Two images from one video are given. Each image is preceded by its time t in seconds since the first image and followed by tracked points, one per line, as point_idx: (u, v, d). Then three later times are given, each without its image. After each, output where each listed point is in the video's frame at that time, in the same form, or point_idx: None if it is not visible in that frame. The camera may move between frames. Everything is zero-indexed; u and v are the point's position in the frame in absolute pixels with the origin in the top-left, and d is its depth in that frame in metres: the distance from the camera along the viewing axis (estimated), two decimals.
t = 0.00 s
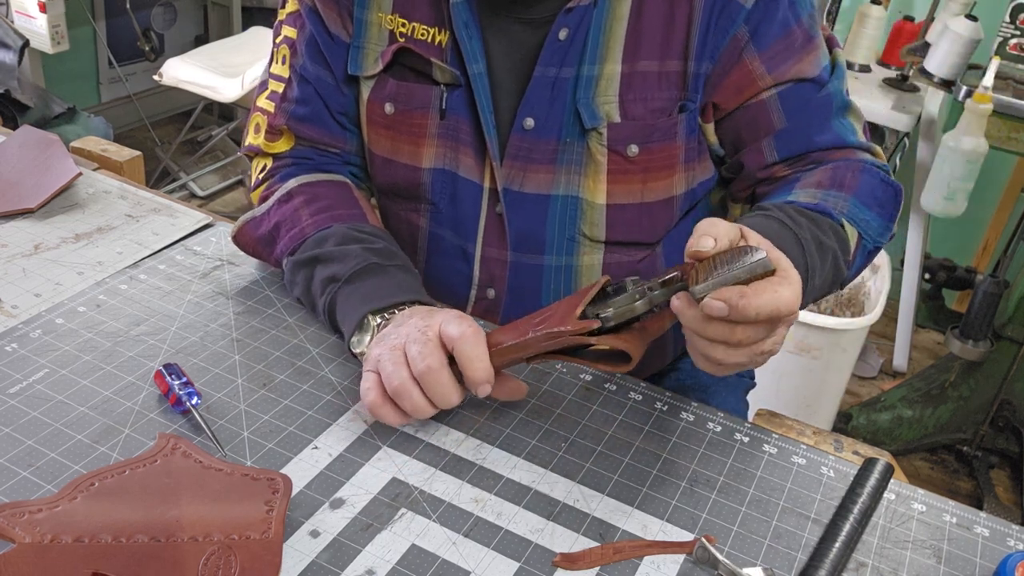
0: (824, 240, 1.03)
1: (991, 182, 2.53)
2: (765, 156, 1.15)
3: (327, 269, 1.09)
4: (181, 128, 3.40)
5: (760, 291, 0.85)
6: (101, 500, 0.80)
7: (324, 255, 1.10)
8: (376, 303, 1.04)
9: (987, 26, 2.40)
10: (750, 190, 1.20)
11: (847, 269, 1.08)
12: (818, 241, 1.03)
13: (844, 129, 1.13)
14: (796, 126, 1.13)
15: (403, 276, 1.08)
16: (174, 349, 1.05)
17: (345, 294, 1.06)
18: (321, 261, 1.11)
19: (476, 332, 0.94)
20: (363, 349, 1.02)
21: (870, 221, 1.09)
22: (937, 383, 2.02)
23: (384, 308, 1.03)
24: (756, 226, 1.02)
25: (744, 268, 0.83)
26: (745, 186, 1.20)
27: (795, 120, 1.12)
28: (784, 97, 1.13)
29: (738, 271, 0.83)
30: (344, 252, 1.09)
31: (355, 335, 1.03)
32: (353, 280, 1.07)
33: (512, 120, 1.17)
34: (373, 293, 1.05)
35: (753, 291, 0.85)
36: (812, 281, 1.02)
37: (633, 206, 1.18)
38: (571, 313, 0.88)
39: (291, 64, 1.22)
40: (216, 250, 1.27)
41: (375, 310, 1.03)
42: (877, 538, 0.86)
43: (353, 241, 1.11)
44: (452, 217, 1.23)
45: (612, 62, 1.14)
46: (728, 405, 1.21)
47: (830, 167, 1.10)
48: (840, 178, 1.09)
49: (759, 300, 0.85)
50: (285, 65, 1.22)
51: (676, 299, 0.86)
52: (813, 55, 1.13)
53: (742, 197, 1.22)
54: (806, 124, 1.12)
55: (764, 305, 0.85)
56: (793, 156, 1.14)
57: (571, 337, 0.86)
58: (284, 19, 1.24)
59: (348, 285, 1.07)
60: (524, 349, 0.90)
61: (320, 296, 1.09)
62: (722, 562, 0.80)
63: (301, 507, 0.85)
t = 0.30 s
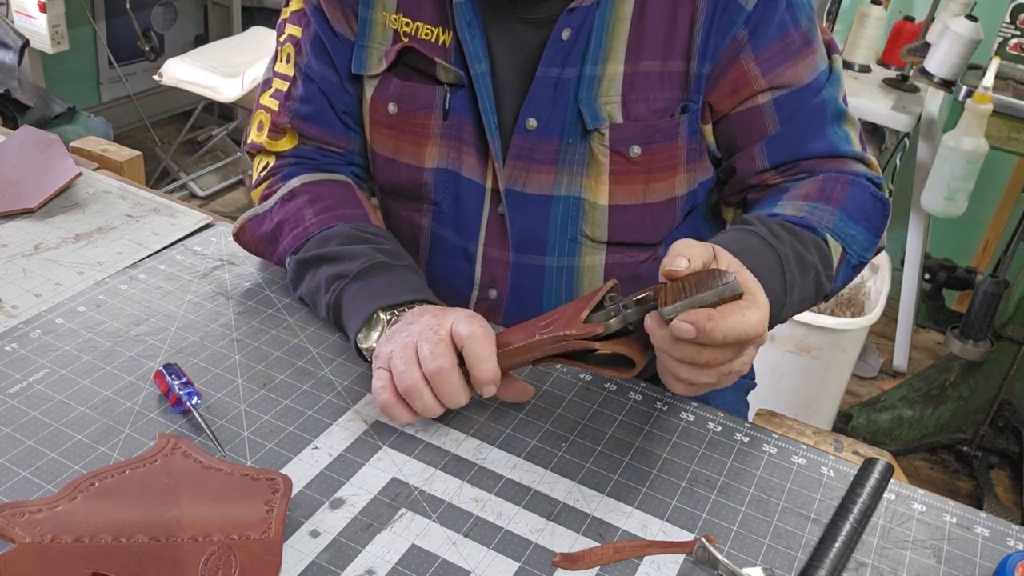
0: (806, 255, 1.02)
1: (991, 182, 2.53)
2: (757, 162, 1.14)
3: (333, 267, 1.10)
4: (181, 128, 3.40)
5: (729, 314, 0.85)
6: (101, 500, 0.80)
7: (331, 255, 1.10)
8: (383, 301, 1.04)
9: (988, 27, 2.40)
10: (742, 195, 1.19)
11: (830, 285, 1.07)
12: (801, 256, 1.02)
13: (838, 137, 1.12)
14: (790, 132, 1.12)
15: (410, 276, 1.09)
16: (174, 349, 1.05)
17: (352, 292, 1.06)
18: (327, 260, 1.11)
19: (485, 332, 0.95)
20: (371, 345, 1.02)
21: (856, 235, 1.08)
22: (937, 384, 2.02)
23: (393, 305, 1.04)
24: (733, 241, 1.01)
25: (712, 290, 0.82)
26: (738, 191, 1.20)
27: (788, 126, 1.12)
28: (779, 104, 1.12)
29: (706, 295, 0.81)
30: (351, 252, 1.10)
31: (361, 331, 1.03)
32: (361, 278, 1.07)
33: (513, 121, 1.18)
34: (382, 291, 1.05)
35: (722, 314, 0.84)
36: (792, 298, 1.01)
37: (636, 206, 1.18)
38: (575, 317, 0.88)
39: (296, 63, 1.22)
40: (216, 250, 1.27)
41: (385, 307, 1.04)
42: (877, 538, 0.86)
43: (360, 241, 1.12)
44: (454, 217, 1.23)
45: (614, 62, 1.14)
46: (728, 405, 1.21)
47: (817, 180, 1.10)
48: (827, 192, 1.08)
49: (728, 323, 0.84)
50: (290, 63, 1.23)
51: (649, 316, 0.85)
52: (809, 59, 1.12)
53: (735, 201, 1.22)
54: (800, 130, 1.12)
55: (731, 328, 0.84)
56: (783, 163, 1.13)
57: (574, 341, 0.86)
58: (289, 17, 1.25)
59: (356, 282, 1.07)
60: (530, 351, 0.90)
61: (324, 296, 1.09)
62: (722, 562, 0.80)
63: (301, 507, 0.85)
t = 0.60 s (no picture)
0: (809, 254, 1.02)
1: (991, 182, 2.53)
2: (763, 158, 1.14)
3: (335, 268, 1.09)
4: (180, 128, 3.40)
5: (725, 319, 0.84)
6: (101, 500, 0.80)
7: (332, 255, 1.10)
8: (385, 302, 1.04)
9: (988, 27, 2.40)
10: (749, 193, 1.19)
11: (836, 283, 1.06)
12: (804, 255, 1.01)
13: (845, 130, 1.12)
14: (796, 129, 1.12)
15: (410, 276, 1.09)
16: (174, 349, 1.05)
17: (355, 292, 1.06)
18: (329, 260, 1.11)
19: (483, 334, 0.95)
20: (371, 347, 1.02)
21: (863, 232, 1.08)
22: (936, 384, 2.02)
23: (393, 307, 1.04)
24: (732, 242, 1.00)
25: (708, 296, 0.82)
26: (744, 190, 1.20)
27: (794, 123, 1.12)
28: (784, 100, 1.12)
29: (702, 300, 0.81)
30: (353, 252, 1.10)
31: (361, 334, 1.03)
32: (363, 278, 1.07)
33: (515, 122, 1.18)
34: (384, 292, 1.05)
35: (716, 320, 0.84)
36: (798, 295, 1.00)
37: (637, 207, 1.18)
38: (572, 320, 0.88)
39: (298, 63, 1.22)
40: (216, 250, 1.27)
41: (387, 308, 1.04)
42: (877, 538, 0.86)
43: (362, 241, 1.12)
44: (455, 217, 1.23)
45: (617, 62, 1.14)
46: (728, 405, 1.21)
47: (822, 178, 1.09)
48: (832, 190, 1.08)
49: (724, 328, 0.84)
50: (292, 64, 1.22)
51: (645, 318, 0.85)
52: (814, 55, 1.12)
53: (742, 200, 1.22)
54: (805, 128, 1.12)
55: (727, 334, 0.84)
56: (789, 159, 1.13)
57: (571, 345, 0.86)
58: (292, 17, 1.25)
59: (359, 283, 1.07)
60: (527, 355, 0.90)
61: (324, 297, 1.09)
62: (722, 562, 0.80)
63: (301, 507, 0.85)
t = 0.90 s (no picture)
0: (825, 244, 1.01)
1: (991, 182, 2.53)
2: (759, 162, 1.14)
3: (323, 273, 1.09)
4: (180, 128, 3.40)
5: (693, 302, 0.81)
6: (101, 500, 0.80)
7: (320, 259, 1.10)
8: (370, 310, 1.04)
9: (988, 27, 2.40)
10: (743, 199, 1.19)
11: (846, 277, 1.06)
12: (820, 244, 1.00)
13: (838, 139, 1.12)
14: (790, 135, 1.12)
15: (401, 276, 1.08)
16: (174, 349, 1.05)
17: (344, 297, 1.06)
18: (318, 265, 1.10)
19: (464, 337, 0.95)
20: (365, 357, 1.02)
21: (869, 229, 1.08)
22: (936, 383, 2.02)
23: (380, 313, 1.04)
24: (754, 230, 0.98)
25: (680, 271, 0.81)
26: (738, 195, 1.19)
27: (789, 129, 1.12)
28: (780, 107, 1.12)
29: (676, 274, 0.81)
30: (342, 254, 1.09)
31: (354, 344, 1.03)
32: (351, 282, 1.07)
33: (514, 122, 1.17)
34: (372, 295, 1.05)
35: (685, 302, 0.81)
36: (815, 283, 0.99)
37: (635, 208, 1.18)
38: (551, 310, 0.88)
39: (289, 65, 1.20)
40: (216, 250, 1.27)
41: (372, 317, 1.03)
42: (877, 538, 0.86)
43: (349, 243, 1.11)
44: (452, 218, 1.23)
45: (617, 63, 1.14)
46: (728, 405, 1.21)
47: (823, 177, 1.09)
48: (836, 187, 1.08)
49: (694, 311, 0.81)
50: (282, 66, 1.21)
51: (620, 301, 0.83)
52: (809, 62, 1.12)
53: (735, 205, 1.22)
54: (799, 134, 1.11)
55: (698, 316, 0.81)
56: (785, 164, 1.12)
57: (555, 337, 0.86)
58: (282, 19, 1.23)
59: (347, 287, 1.07)
60: (513, 349, 0.90)
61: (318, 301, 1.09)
62: (722, 562, 0.80)
63: (301, 507, 0.85)
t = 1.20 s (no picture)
0: (794, 281, 1.02)
1: (991, 182, 2.53)
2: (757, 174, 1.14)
3: (319, 275, 1.09)
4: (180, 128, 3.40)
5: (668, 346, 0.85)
6: (101, 500, 0.80)
7: (315, 261, 1.10)
8: (365, 313, 1.03)
9: (988, 27, 2.40)
10: (738, 204, 1.20)
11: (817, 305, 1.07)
12: (789, 282, 1.02)
13: (834, 145, 1.12)
14: (786, 144, 1.12)
15: (395, 275, 1.08)
16: (174, 349, 1.05)
17: (341, 299, 1.06)
18: (315, 266, 1.10)
19: (432, 346, 0.91)
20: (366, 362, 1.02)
21: (846, 257, 1.08)
22: (937, 383, 2.02)
23: (376, 315, 1.03)
24: (714, 264, 1.00)
25: (570, 251, 0.72)
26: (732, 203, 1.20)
27: (786, 138, 1.12)
28: (778, 116, 1.12)
29: (573, 257, 0.72)
30: (335, 256, 1.09)
31: (354, 349, 1.03)
32: (348, 284, 1.07)
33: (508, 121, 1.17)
34: (368, 295, 1.05)
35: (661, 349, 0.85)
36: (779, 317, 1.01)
37: (629, 208, 1.18)
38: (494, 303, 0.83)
39: (284, 64, 1.21)
40: (216, 250, 1.27)
41: (368, 321, 1.03)
42: (877, 538, 0.86)
43: (344, 243, 1.11)
44: (447, 218, 1.23)
45: (611, 63, 1.14)
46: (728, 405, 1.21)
47: (810, 199, 1.09)
48: (819, 211, 1.08)
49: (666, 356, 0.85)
50: (278, 65, 1.21)
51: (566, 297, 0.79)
52: (806, 68, 1.12)
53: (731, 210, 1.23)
54: (795, 143, 1.12)
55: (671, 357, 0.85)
56: (783, 173, 1.13)
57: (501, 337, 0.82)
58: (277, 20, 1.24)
59: (343, 289, 1.06)
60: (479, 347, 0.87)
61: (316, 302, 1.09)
62: (722, 562, 0.80)
63: (301, 507, 0.85)
